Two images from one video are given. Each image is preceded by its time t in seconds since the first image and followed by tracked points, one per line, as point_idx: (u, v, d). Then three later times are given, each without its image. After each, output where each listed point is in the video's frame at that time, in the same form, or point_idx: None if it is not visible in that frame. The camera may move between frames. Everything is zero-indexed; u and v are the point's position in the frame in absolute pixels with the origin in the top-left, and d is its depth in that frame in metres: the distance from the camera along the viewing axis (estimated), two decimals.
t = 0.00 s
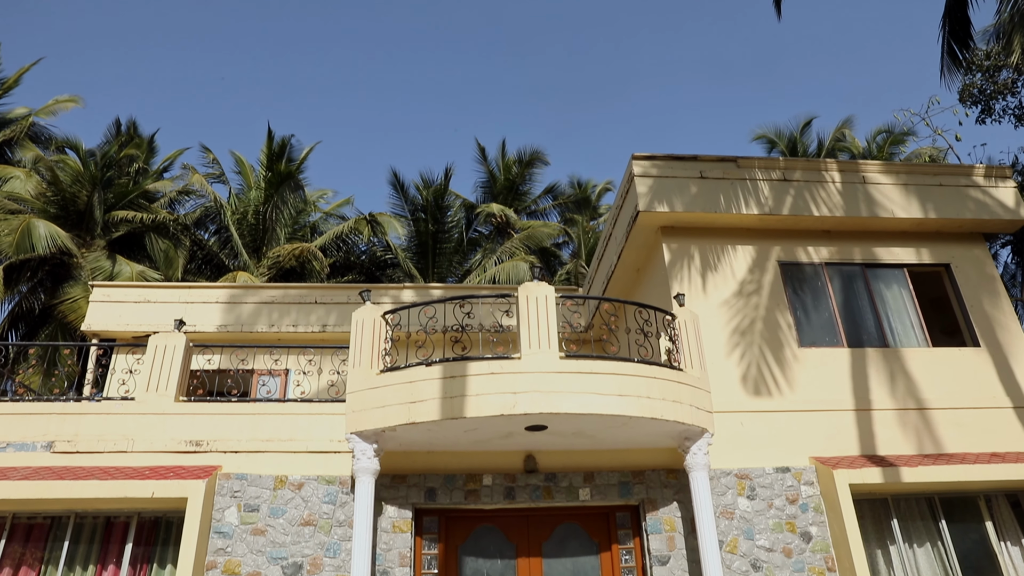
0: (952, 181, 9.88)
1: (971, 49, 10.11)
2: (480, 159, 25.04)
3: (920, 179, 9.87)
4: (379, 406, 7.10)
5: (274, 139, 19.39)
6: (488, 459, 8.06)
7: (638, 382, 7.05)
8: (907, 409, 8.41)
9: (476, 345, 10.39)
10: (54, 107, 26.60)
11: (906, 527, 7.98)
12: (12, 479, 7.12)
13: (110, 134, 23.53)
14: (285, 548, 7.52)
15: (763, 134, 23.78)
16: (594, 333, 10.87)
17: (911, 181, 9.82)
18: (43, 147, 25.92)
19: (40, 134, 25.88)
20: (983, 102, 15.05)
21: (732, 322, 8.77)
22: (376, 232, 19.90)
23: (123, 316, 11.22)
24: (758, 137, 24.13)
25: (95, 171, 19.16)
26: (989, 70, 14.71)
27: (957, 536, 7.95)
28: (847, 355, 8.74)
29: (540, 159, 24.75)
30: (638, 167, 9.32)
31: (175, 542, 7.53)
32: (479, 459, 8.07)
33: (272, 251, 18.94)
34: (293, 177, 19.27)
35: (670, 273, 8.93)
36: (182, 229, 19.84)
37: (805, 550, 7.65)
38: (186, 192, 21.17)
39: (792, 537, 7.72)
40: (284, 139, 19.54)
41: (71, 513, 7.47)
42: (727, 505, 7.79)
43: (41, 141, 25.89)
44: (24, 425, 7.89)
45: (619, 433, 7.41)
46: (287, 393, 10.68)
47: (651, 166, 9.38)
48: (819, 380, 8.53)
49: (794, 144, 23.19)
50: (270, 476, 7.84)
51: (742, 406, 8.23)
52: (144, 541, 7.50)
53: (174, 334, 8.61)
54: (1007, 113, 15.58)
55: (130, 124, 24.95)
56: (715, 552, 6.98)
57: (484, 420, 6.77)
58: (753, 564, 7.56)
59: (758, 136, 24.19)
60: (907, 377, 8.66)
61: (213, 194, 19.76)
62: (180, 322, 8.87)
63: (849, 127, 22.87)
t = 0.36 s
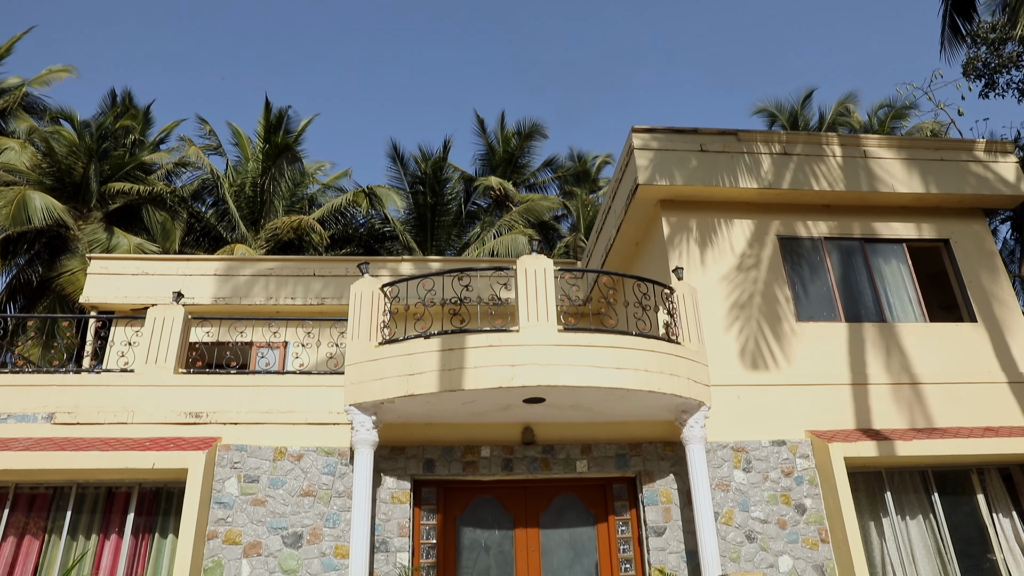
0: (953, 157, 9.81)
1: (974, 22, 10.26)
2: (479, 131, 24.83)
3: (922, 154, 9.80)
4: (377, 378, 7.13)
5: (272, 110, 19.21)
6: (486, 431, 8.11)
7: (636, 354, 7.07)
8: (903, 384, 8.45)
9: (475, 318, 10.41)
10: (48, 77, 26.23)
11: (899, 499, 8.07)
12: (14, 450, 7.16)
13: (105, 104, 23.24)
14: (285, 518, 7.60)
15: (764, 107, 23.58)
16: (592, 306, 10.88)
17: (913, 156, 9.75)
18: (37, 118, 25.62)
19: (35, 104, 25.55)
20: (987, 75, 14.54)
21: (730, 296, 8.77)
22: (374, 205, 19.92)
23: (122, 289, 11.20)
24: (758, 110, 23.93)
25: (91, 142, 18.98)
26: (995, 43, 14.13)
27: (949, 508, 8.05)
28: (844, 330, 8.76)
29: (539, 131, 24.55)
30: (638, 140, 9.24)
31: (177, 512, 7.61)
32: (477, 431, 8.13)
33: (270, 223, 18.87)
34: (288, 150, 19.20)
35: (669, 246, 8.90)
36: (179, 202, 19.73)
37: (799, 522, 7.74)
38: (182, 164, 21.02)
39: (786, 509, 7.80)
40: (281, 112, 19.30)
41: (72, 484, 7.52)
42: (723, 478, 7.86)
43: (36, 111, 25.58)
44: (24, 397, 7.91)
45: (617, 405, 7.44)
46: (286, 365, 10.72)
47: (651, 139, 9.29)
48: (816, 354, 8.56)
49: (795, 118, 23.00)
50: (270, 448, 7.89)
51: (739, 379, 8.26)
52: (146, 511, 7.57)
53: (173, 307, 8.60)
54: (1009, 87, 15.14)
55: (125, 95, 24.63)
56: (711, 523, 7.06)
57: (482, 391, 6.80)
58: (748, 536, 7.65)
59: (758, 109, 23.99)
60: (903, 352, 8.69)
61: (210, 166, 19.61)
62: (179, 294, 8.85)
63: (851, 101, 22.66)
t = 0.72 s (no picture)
0: (955, 133, 9.72)
1: None
2: (478, 105, 24.60)
3: (924, 129, 9.71)
4: (376, 352, 7.14)
5: (269, 82, 19.00)
6: (485, 404, 8.15)
7: (635, 329, 7.08)
8: (900, 359, 8.48)
9: (474, 292, 10.41)
10: (41, 48, 25.87)
11: (893, 474, 8.14)
12: (15, 423, 7.20)
13: (101, 76, 22.95)
14: (285, 490, 7.67)
15: (766, 82, 23.34)
16: (591, 281, 10.88)
17: (915, 131, 9.66)
18: (32, 89, 25.31)
19: (29, 76, 25.22)
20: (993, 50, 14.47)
21: (729, 271, 8.76)
22: (373, 179, 19.82)
23: (120, 263, 11.17)
24: (760, 85, 23.68)
25: (86, 114, 18.79)
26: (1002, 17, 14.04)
27: (942, 483, 8.13)
28: (843, 306, 8.76)
29: (539, 105, 24.32)
30: (639, 113, 9.14)
31: (178, 484, 7.67)
32: (475, 405, 8.17)
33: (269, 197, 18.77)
34: (287, 122, 19.07)
35: (668, 221, 8.86)
36: (176, 175, 19.59)
37: (795, 496, 7.83)
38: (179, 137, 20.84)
39: (782, 483, 7.88)
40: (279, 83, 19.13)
41: (74, 456, 7.58)
42: (720, 452, 7.92)
43: (30, 82, 25.26)
44: (24, 370, 7.92)
45: (615, 379, 7.47)
46: (286, 338, 10.74)
47: (651, 113, 9.20)
48: (814, 329, 8.57)
49: (797, 93, 22.76)
50: (269, 421, 7.93)
51: (737, 354, 8.29)
52: (148, 483, 7.64)
53: (171, 281, 8.59)
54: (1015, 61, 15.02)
55: (120, 66, 24.31)
56: (707, 496, 7.14)
57: (481, 365, 6.82)
58: (743, 509, 7.73)
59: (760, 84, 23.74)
60: (901, 328, 8.71)
61: (208, 139, 19.45)
62: (177, 268, 8.83)
63: (855, 76, 22.39)
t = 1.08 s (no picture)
0: (959, 110, 9.62)
1: None
2: (478, 81, 24.37)
3: (928, 106, 9.62)
4: (376, 328, 7.14)
5: (267, 58, 18.83)
6: (485, 381, 8.19)
7: (634, 306, 7.08)
8: (899, 338, 8.50)
9: (474, 269, 10.41)
10: (35, 21, 25.54)
11: (890, 451, 8.20)
12: (17, 398, 7.22)
13: (97, 50, 22.69)
14: (286, 466, 7.73)
15: (769, 58, 23.10)
16: (591, 258, 10.86)
17: (918, 108, 9.57)
18: (26, 64, 25.03)
19: (23, 50, 24.92)
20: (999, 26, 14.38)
21: (729, 249, 8.74)
22: (373, 155, 19.70)
23: (119, 240, 11.14)
24: (762, 62, 23.44)
25: (82, 89, 18.61)
26: None
27: (939, 460, 8.19)
28: (842, 284, 8.76)
29: (539, 81, 24.09)
30: (640, 90, 9.06)
31: (180, 459, 7.73)
32: (475, 381, 8.21)
33: (268, 174, 18.67)
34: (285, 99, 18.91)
35: (669, 198, 8.82)
36: (174, 151, 19.47)
37: (792, 472, 7.89)
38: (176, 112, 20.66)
39: (779, 460, 7.94)
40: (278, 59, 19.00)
41: (76, 432, 7.62)
42: (718, 429, 7.97)
43: (24, 56, 24.96)
44: (25, 346, 7.93)
45: (614, 356, 7.48)
46: (286, 315, 10.76)
47: (653, 90, 9.11)
48: (813, 307, 8.58)
49: (800, 70, 22.52)
50: (270, 397, 7.96)
51: (736, 331, 8.30)
52: (149, 459, 7.69)
53: (171, 257, 8.58)
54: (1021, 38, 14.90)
55: (116, 40, 24.02)
56: (705, 472, 7.19)
57: (481, 342, 6.83)
58: (741, 485, 7.80)
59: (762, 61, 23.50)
60: (901, 306, 8.71)
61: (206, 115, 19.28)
62: (177, 244, 8.80)
63: (858, 52, 22.13)
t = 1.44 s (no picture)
0: (964, 88, 9.52)
1: None
2: (478, 56, 24.11)
3: (933, 83, 9.51)
4: (376, 305, 7.14)
5: (265, 33, 18.72)
6: (485, 358, 8.21)
7: (634, 284, 7.07)
8: (898, 316, 8.50)
9: (474, 246, 10.39)
10: None
11: (887, 429, 8.24)
12: (19, 374, 7.25)
13: (92, 25, 22.41)
14: (286, 442, 7.78)
15: (772, 35, 22.84)
16: (591, 235, 10.84)
17: (923, 86, 9.47)
18: (20, 38, 24.71)
19: (17, 23, 24.58)
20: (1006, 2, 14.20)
21: (729, 226, 8.71)
22: (372, 132, 19.55)
23: (118, 217, 11.10)
24: (765, 38, 23.18)
25: (77, 64, 18.40)
26: None
27: (935, 438, 8.25)
28: (843, 262, 8.74)
29: (540, 57, 23.84)
30: (641, 66, 8.95)
31: (181, 435, 7.78)
32: (475, 358, 8.23)
33: (267, 150, 18.56)
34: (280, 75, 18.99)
35: (670, 175, 8.77)
36: (172, 127, 19.33)
37: (790, 450, 7.95)
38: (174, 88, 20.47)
39: (777, 437, 7.99)
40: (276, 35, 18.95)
41: (78, 408, 7.66)
42: (717, 406, 8.01)
43: (18, 31, 24.64)
44: (24, 323, 7.93)
45: (614, 334, 7.49)
46: (286, 292, 10.78)
47: (654, 66, 9.00)
48: (813, 285, 8.57)
49: (803, 46, 22.28)
50: (270, 374, 7.98)
51: (735, 309, 8.30)
52: (151, 435, 7.74)
53: (170, 234, 8.54)
54: None
55: (111, 14, 23.71)
56: (703, 449, 7.24)
57: (480, 319, 6.84)
58: (739, 462, 7.86)
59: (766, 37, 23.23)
60: (901, 285, 8.71)
61: (204, 91, 19.09)
62: (176, 220, 8.76)
63: (863, 28, 21.87)
